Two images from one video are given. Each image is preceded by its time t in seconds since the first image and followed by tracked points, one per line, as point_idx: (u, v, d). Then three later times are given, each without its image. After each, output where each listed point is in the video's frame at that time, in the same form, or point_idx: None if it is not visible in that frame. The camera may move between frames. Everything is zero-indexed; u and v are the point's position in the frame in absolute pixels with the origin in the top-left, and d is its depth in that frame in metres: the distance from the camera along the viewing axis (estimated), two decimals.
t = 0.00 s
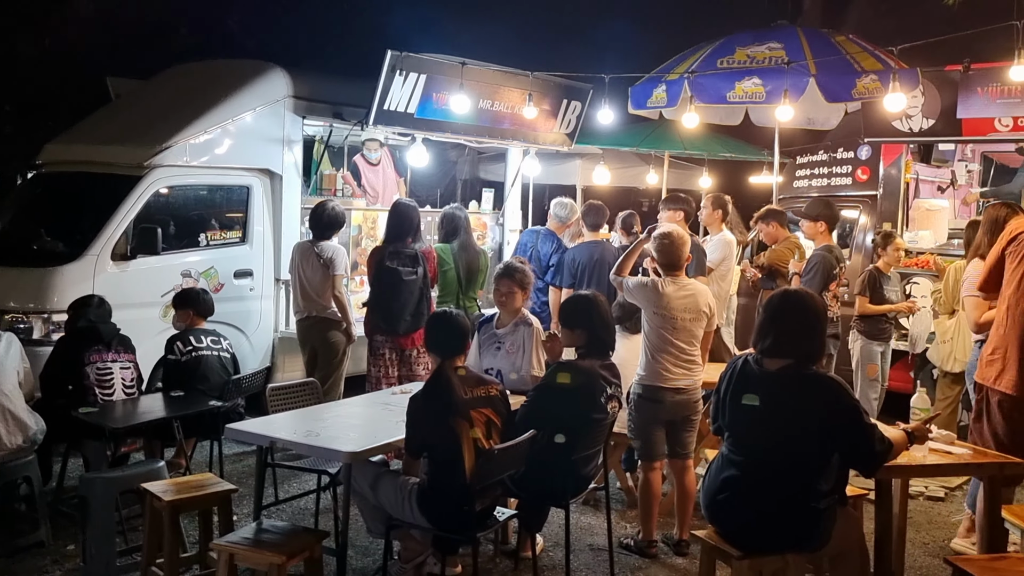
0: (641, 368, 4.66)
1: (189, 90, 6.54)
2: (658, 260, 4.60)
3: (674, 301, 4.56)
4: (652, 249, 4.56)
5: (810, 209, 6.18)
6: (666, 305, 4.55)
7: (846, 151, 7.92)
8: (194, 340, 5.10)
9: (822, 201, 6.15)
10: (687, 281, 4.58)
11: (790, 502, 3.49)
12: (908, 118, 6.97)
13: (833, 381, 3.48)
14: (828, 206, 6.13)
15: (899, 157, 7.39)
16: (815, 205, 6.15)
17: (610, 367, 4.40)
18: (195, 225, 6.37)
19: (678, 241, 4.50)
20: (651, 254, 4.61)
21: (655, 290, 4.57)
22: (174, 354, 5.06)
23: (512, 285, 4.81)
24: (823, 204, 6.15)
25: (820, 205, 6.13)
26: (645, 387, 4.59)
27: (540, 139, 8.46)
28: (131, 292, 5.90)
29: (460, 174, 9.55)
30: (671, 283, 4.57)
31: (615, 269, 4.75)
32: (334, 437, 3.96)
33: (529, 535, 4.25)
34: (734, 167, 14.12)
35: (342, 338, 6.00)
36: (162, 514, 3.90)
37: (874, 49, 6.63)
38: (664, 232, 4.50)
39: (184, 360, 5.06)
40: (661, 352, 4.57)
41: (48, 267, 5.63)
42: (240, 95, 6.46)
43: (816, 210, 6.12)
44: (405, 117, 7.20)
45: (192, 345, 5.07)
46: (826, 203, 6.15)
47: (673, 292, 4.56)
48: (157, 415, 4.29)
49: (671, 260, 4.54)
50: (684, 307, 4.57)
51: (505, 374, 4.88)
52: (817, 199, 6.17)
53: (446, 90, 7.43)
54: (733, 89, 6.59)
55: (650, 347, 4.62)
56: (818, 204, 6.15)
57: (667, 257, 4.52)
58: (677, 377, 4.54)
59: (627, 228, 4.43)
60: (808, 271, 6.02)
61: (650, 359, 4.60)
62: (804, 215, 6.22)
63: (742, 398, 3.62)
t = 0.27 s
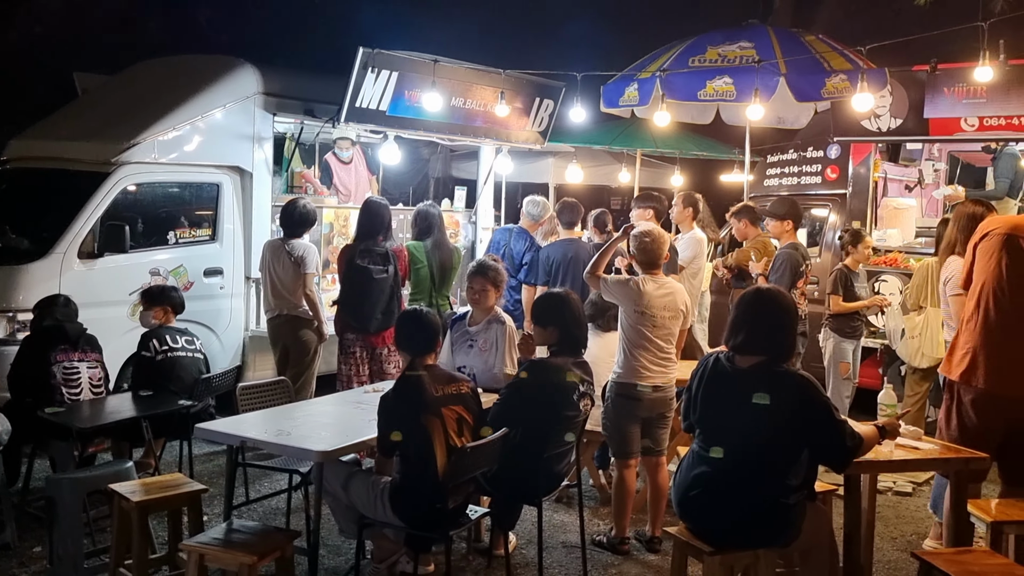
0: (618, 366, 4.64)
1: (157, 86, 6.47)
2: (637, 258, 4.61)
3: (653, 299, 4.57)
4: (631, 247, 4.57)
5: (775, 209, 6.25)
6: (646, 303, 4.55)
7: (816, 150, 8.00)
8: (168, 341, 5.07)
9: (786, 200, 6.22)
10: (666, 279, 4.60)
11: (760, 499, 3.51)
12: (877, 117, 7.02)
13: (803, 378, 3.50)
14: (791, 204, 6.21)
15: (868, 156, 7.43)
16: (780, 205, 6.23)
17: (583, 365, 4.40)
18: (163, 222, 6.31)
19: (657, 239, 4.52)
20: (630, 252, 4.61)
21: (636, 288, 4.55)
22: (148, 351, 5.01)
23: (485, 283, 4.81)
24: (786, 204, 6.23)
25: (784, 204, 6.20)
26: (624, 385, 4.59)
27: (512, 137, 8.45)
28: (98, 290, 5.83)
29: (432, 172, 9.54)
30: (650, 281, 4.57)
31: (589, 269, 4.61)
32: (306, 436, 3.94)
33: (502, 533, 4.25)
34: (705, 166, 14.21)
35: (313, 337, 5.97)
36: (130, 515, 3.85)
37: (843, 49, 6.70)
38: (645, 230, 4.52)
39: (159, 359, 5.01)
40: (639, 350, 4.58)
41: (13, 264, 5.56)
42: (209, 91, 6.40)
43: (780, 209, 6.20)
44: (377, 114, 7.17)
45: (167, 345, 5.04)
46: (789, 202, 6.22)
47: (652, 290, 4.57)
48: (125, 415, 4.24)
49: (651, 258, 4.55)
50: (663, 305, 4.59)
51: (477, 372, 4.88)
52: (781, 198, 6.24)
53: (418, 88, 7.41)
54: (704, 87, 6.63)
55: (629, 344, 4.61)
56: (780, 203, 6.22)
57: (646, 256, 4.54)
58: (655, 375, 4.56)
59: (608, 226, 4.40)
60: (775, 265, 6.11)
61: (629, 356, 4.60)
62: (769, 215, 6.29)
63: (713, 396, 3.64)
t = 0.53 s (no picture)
0: (595, 365, 4.62)
1: (123, 83, 6.39)
2: (610, 258, 4.62)
3: (630, 297, 4.58)
4: (605, 246, 4.58)
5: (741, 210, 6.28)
6: (623, 301, 4.56)
7: (783, 150, 8.04)
8: (138, 343, 5.02)
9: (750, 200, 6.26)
10: (641, 277, 4.62)
11: (728, 495, 3.54)
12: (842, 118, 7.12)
13: (770, 376, 3.53)
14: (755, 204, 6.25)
15: (835, 156, 7.58)
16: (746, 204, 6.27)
17: (552, 364, 4.42)
18: (129, 221, 6.25)
19: (631, 238, 4.56)
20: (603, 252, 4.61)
21: (613, 287, 4.54)
22: (117, 352, 4.95)
23: (455, 282, 4.80)
24: (750, 204, 6.26)
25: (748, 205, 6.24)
26: (602, 384, 4.57)
27: (482, 136, 8.45)
28: (62, 290, 5.77)
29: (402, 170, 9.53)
30: (626, 279, 4.58)
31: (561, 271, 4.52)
32: (274, 437, 3.91)
33: (472, 532, 4.26)
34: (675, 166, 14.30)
35: (281, 337, 5.94)
36: (95, 517, 3.80)
37: (810, 50, 6.77)
38: (619, 229, 4.54)
39: (127, 361, 4.95)
40: (617, 349, 4.57)
41: None
42: (176, 89, 6.34)
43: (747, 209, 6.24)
44: (347, 112, 7.13)
45: (135, 347, 4.98)
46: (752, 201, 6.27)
47: (629, 289, 4.58)
48: (90, 416, 4.19)
49: (626, 257, 4.58)
50: (639, 303, 4.61)
51: (447, 372, 4.87)
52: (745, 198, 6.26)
53: (388, 87, 7.38)
54: (673, 87, 6.67)
55: (606, 343, 4.60)
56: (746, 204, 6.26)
57: (620, 256, 4.57)
58: (632, 373, 4.58)
59: (584, 225, 4.39)
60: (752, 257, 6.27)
61: (606, 355, 4.59)
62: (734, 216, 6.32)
63: (682, 394, 3.66)
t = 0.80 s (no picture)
0: (570, 364, 4.61)
1: (89, 80, 6.31)
2: (581, 257, 4.62)
3: (604, 296, 4.60)
4: (576, 246, 4.59)
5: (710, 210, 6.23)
6: (598, 300, 4.57)
7: (751, 150, 8.11)
8: (105, 345, 4.96)
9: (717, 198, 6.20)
10: (613, 276, 4.65)
11: (697, 492, 3.57)
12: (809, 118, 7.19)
13: (737, 373, 3.57)
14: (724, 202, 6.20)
15: (802, 156, 7.64)
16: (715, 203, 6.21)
17: (522, 362, 4.43)
18: (94, 220, 6.19)
19: (602, 237, 4.59)
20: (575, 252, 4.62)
21: (587, 286, 4.55)
22: (82, 354, 4.88)
23: (426, 280, 4.79)
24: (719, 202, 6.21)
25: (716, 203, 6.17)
26: (579, 384, 4.57)
27: (453, 135, 8.45)
28: (26, 289, 5.70)
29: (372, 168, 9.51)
30: (600, 278, 4.60)
31: (534, 272, 4.47)
32: (242, 437, 3.88)
33: (443, 529, 4.27)
34: (645, 165, 14.37)
35: (250, 336, 5.90)
36: (60, 519, 3.75)
37: (778, 50, 6.83)
38: (591, 228, 4.56)
39: (93, 363, 4.89)
40: (594, 347, 4.59)
41: None
42: (143, 86, 6.27)
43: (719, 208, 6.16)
44: (317, 110, 7.09)
45: (102, 349, 4.92)
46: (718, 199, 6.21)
47: (603, 287, 4.60)
48: (54, 416, 4.14)
49: (598, 256, 4.60)
50: (612, 301, 4.64)
51: (418, 370, 4.87)
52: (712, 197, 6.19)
53: (358, 84, 7.38)
54: (643, 87, 6.72)
55: (583, 342, 4.60)
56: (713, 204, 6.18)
57: (592, 255, 4.58)
58: (608, 371, 4.60)
59: (558, 225, 4.39)
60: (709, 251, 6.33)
61: (583, 354, 4.59)
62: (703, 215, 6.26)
63: (650, 392, 3.68)
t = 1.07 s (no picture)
0: (526, 361, 4.66)
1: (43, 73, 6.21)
2: (537, 254, 4.62)
3: (561, 294, 4.63)
4: (532, 243, 4.59)
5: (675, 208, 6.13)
6: (555, 298, 4.60)
7: (712, 147, 8.20)
8: (61, 345, 4.87)
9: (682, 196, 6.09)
10: (569, 273, 4.67)
11: (659, 486, 3.60)
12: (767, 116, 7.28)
13: (698, 369, 3.60)
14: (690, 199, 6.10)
15: (762, 153, 7.65)
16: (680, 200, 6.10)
17: (485, 359, 4.43)
18: (49, 216, 6.10)
19: (558, 234, 4.59)
20: (531, 249, 4.62)
21: (542, 285, 4.56)
22: (37, 354, 4.79)
23: (388, 277, 4.77)
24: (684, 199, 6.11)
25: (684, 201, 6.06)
26: (535, 381, 4.61)
27: (415, 131, 8.42)
28: None
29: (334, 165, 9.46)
30: (556, 275, 4.61)
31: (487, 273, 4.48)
32: (201, 436, 3.83)
33: (406, 527, 4.24)
34: (607, 163, 14.44)
35: (210, 334, 5.84)
36: (14, 520, 3.69)
37: (737, 49, 6.90)
38: (547, 225, 4.56)
39: (49, 363, 4.81)
40: (550, 345, 4.63)
41: None
42: (99, 79, 6.19)
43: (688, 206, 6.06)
44: (276, 106, 7.02)
45: (59, 349, 4.84)
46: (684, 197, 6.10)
47: (560, 285, 4.62)
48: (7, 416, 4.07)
49: (553, 253, 4.60)
50: (569, 298, 4.66)
51: (381, 367, 4.85)
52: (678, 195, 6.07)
53: (319, 80, 7.32)
54: (604, 84, 6.75)
55: (538, 339, 4.64)
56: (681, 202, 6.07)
57: (548, 251, 4.58)
58: (565, 368, 4.64)
59: (514, 223, 4.38)
60: (671, 249, 6.27)
61: (538, 351, 4.63)
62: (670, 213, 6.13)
63: (612, 387, 3.70)
